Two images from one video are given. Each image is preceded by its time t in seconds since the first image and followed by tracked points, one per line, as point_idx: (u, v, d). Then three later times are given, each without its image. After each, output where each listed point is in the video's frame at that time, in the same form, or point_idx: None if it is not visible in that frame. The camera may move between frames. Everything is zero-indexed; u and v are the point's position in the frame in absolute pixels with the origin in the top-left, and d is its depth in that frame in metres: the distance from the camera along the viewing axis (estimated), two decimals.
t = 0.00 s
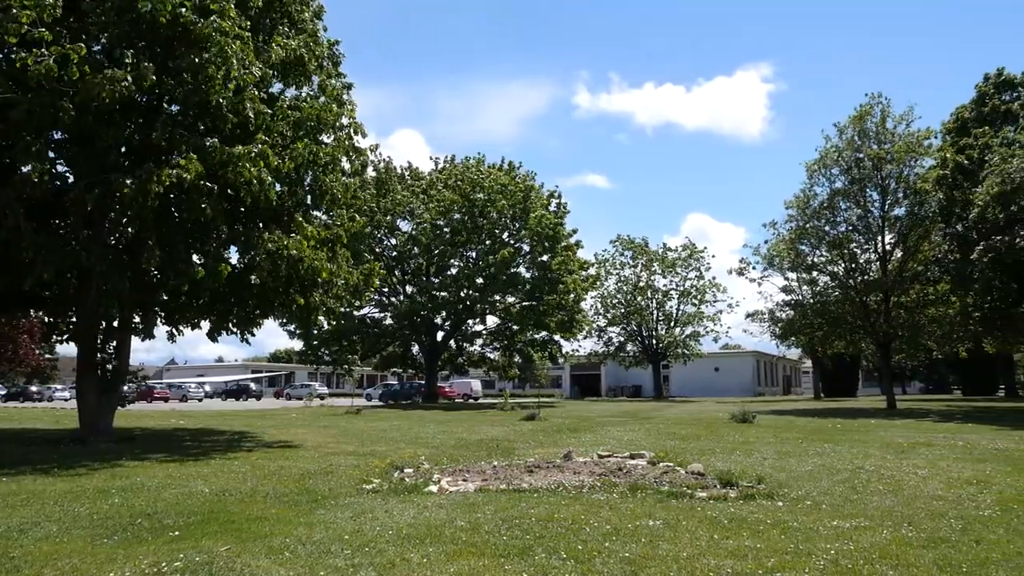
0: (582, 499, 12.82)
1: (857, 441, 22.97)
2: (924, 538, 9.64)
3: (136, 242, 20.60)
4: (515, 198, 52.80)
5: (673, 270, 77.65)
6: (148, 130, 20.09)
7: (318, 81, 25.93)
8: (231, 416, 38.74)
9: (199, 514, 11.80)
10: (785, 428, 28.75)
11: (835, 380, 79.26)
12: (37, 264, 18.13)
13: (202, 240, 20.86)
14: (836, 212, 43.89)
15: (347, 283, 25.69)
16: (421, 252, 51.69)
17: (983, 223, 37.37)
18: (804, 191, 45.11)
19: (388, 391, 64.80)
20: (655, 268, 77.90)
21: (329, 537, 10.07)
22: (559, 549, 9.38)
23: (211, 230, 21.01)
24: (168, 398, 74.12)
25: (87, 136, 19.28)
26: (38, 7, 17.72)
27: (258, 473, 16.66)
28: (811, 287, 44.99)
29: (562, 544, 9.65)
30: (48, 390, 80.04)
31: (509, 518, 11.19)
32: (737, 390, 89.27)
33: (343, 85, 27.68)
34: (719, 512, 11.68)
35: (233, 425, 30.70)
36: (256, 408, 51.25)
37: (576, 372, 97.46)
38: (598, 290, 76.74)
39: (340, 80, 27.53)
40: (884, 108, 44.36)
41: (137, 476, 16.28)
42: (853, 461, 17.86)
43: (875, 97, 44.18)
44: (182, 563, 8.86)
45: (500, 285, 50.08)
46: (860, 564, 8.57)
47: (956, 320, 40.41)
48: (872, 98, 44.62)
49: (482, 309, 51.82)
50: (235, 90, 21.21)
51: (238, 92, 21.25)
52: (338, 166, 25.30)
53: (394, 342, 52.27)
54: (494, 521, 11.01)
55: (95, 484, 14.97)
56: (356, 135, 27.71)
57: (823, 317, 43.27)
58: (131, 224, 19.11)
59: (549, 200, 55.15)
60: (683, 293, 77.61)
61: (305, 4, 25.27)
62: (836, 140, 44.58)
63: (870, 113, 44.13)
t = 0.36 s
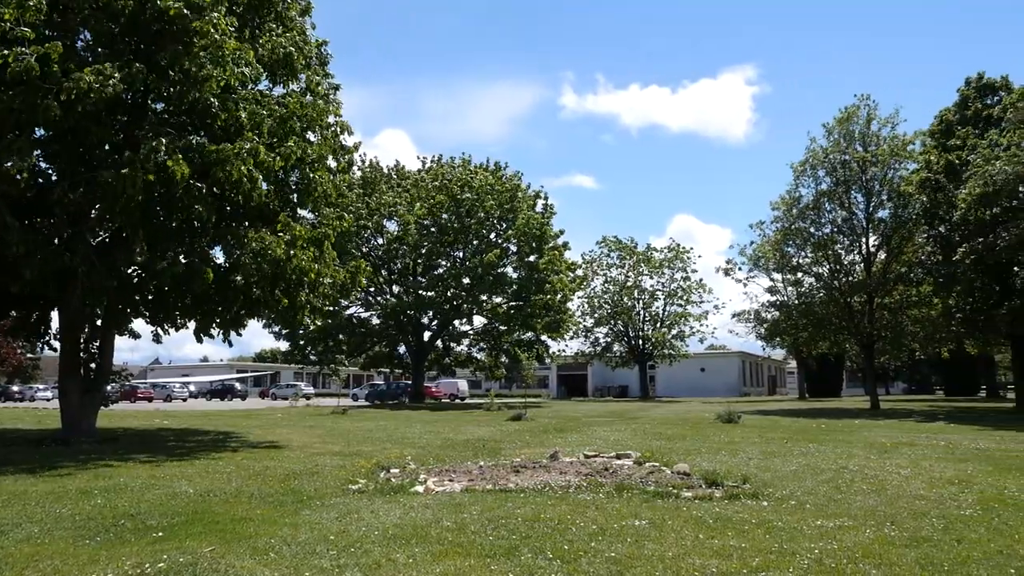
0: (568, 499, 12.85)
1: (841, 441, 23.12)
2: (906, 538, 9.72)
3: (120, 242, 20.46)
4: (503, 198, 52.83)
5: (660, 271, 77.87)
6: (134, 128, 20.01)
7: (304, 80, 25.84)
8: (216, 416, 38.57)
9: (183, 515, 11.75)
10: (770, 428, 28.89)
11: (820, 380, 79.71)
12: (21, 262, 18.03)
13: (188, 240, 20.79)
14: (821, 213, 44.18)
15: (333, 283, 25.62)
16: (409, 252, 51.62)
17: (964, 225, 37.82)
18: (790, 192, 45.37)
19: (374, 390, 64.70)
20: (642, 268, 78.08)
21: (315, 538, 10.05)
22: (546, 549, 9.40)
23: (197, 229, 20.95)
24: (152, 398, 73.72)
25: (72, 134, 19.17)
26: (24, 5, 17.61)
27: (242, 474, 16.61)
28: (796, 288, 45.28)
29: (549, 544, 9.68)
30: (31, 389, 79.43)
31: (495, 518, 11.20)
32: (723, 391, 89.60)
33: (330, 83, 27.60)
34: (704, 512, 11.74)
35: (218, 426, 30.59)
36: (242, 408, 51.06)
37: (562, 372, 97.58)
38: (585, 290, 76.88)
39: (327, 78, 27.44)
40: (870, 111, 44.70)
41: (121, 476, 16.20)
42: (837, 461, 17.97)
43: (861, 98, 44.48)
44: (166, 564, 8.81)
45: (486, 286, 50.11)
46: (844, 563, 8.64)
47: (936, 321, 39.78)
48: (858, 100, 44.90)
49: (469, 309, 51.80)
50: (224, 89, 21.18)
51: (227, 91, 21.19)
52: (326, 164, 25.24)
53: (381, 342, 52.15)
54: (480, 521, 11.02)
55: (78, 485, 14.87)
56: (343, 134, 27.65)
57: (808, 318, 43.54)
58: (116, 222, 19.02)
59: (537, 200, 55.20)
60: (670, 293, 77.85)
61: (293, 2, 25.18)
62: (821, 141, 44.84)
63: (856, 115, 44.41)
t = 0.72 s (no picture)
0: (555, 499, 12.87)
1: (826, 441, 23.25)
2: (890, 537, 9.80)
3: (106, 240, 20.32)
4: (491, 198, 52.86)
5: (647, 272, 78.05)
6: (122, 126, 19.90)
7: (292, 78, 25.76)
8: (202, 416, 38.36)
9: (168, 515, 11.70)
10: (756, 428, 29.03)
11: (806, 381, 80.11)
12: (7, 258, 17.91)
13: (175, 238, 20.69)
14: (806, 215, 44.44)
15: (320, 282, 25.53)
16: (396, 253, 51.56)
17: (944, 227, 38.16)
18: (776, 194, 45.59)
19: (361, 390, 64.56)
20: (630, 269, 78.24)
21: (301, 538, 10.03)
22: (532, 549, 9.42)
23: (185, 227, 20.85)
24: (137, 398, 73.26)
25: (59, 131, 19.05)
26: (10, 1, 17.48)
27: (228, 474, 16.56)
28: (782, 289, 45.48)
29: (535, 544, 9.69)
30: (14, 389, 78.78)
31: (482, 519, 11.21)
32: (710, 391, 89.85)
33: (317, 82, 27.49)
34: (690, 512, 11.78)
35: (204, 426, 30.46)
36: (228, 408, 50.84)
37: (549, 372, 97.64)
38: (573, 290, 76.97)
39: (314, 77, 27.35)
40: (855, 113, 44.94)
41: (104, 477, 16.10)
42: (822, 461, 18.06)
43: (846, 101, 44.74)
44: (148, 566, 8.77)
45: (474, 286, 50.09)
46: (828, 562, 8.70)
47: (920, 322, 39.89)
48: (843, 102, 45.16)
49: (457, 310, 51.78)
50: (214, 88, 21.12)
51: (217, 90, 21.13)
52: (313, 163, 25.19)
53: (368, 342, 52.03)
54: (467, 521, 11.03)
55: (61, 486, 14.76)
56: (330, 133, 27.59)
57: (794, 318, 43.77)
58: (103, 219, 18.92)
59: (525, 201, 55.26)
60: (657, 294, 78.05)
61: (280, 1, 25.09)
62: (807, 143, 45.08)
63: (841, 117, 44.68)
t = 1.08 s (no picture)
0: (541, 499, 12.89)
1: (810, 441, 23.40)
2: (874, 536, 9.88)
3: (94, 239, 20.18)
4: (479, 198, 52.89)
5: (634, 272, 78.25)
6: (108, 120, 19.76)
7: (279, 77, 25.69)
8: (186, 416, 38.14)
9: (151, 516, 11.64)
10: (742, 428, 29.18)
11: (791, 381, 80.58)
12: None
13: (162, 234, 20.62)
14: (791, 217, 44.70)
15: (306, 282, 25.48)
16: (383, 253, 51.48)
17: (926, 230, 38.40)
18: (761, 196, 45.81)
19: (347, 390, 64.41)
20: (617, 269, 78.40)
21: (286, 539, 10.01)
22: (518, 549, 9.44)
23: (171, 222, 20.79)
24: (120, 397, 72.76)
25: (44, 125, 18.88)
26: None
27: (212, 475, 16.49)
28: (768, 289, 45.68)
29: (521, 544, 9.71)
30: None
31: (468, 518, 11.23)
32: (695, 392, 90.22)
33: (304, 81, 27.40)
34: (676, 512, 11.83)
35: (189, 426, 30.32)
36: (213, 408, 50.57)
37: (536, 372, 97.72)
38: (561, 291, 77.07)
39: (301, 75, 27.27)
40: (840, 116, 45.21)
41: (87, 478, 15.98)
42: (807, 461, 18.16)
43: (831, 104, 45.01)
44: (131, 567, 8.73)
45: (461, 286, 50.07)
46: (811, 561, 8.76)
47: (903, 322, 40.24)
48: (828, 105, 45.43)
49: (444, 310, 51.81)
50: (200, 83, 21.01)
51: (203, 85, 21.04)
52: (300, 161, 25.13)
53: (354, 342, 51.90)
54: (453, 521, 11.05)
55: (43, 487, 14.65)
56: (317, 133, 27.53)
57: (779, 319, 44.04)
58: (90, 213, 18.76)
59: (512, 201, 55.32)
60: (643, 294, 78.28)
61: None
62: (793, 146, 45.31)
63: (826, 120, 44.96)
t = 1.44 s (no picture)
0: (525, 499, 12.91)
1: (792, 441, 23.54)
2: (854, 535, 9.96)
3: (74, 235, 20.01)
4: (464, 198, 52.87)
5: (619, 273, 78.43)
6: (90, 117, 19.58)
7: (263, 76, 25.58)
8: (168, 416, 37.88)
9: (132, 518, 11.56)
10: (725, 428, 29.34)
11: (773, 382, 81.08)
12: None
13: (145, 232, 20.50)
14: (774, 218, 44.97)
15: (289, 281, 25.34)
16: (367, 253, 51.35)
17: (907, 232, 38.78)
18: (745, 198, 46.06)
19: (330, 391, 64.18)
20: (602, 269, 78.56)
21: (268, 540, 9.96)
22: (502, 549, 9.45)
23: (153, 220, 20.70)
24: (101, 397, 72.15)
25: (25, 122, 18.67)
26: None
27: (194, 475, 16.39)
28: (751, 290, 45.92)
29: (505, 544, 9.72)
30: None
31: (452, 518, 11.24)
32: (679, 392, 90.56)
33: (288, 79, 27.27)
34: (659, 511, 11.88)
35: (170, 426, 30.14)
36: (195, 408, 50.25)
37: (521, 372, 97.76)
38: (546, 291, 77.14)
39: (285, 73, 27.14)
40: (823, 119, 45.53)
41: (67, 478, 15.83)
42: (789, 461, 18.27)
43: (815, 106, 45.30)
44: (111, 569, 8.67)
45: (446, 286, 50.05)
46: (793, 560, 8.81)
47: (883, 324, 40.77)
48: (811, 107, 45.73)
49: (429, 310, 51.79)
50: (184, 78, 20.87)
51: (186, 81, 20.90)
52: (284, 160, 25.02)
53: (338, 341, 51.69)
54: (437, 521, 11.04)
55: (21, 488, 14.50)
56: (302, 131, 27.43)
57: (762, 320, 44.31)
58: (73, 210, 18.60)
59: (497, 201, 55.31)
60: (628, 294, 78.49)
61: None
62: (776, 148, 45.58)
63: (810, 123, 45.27)
